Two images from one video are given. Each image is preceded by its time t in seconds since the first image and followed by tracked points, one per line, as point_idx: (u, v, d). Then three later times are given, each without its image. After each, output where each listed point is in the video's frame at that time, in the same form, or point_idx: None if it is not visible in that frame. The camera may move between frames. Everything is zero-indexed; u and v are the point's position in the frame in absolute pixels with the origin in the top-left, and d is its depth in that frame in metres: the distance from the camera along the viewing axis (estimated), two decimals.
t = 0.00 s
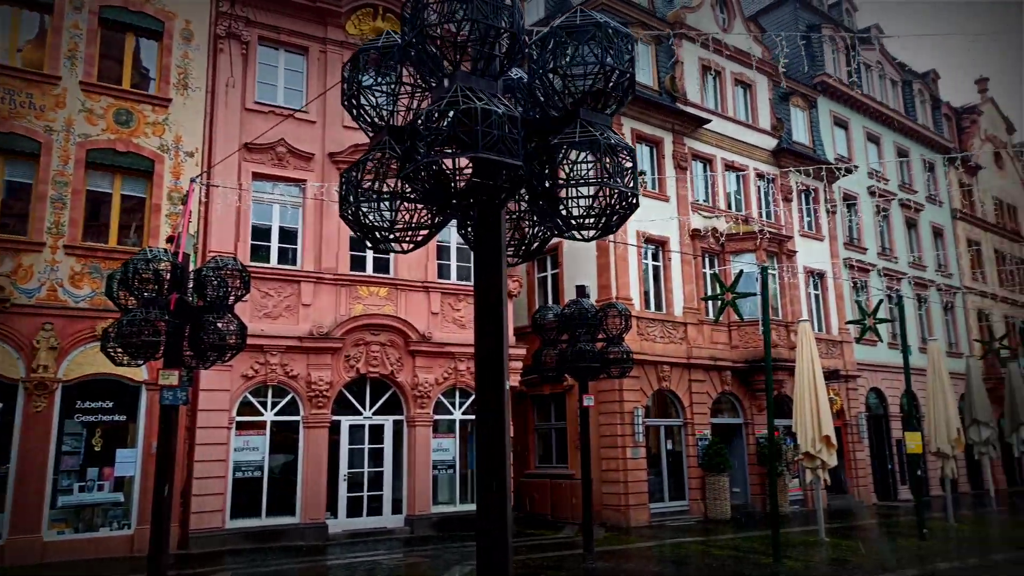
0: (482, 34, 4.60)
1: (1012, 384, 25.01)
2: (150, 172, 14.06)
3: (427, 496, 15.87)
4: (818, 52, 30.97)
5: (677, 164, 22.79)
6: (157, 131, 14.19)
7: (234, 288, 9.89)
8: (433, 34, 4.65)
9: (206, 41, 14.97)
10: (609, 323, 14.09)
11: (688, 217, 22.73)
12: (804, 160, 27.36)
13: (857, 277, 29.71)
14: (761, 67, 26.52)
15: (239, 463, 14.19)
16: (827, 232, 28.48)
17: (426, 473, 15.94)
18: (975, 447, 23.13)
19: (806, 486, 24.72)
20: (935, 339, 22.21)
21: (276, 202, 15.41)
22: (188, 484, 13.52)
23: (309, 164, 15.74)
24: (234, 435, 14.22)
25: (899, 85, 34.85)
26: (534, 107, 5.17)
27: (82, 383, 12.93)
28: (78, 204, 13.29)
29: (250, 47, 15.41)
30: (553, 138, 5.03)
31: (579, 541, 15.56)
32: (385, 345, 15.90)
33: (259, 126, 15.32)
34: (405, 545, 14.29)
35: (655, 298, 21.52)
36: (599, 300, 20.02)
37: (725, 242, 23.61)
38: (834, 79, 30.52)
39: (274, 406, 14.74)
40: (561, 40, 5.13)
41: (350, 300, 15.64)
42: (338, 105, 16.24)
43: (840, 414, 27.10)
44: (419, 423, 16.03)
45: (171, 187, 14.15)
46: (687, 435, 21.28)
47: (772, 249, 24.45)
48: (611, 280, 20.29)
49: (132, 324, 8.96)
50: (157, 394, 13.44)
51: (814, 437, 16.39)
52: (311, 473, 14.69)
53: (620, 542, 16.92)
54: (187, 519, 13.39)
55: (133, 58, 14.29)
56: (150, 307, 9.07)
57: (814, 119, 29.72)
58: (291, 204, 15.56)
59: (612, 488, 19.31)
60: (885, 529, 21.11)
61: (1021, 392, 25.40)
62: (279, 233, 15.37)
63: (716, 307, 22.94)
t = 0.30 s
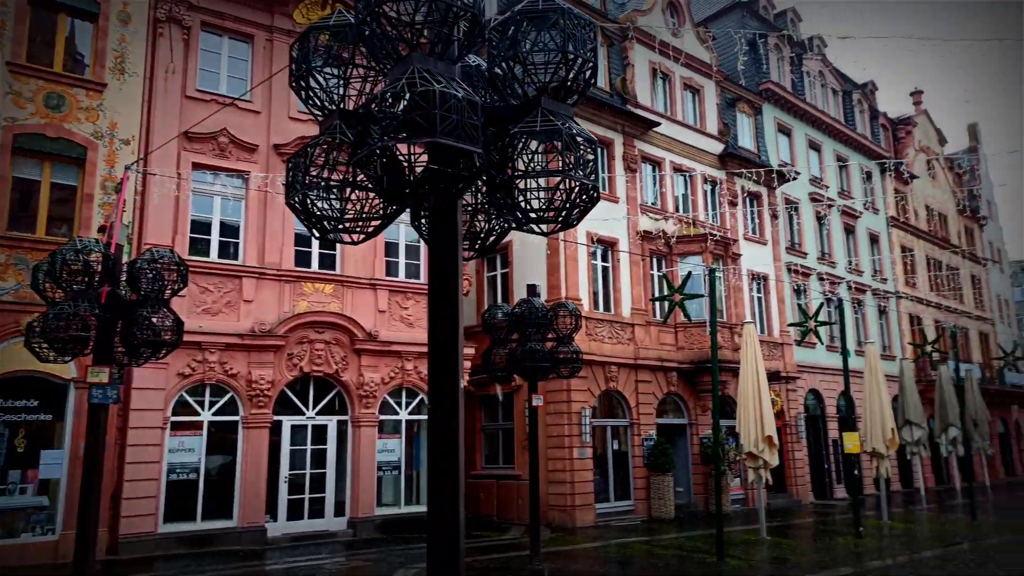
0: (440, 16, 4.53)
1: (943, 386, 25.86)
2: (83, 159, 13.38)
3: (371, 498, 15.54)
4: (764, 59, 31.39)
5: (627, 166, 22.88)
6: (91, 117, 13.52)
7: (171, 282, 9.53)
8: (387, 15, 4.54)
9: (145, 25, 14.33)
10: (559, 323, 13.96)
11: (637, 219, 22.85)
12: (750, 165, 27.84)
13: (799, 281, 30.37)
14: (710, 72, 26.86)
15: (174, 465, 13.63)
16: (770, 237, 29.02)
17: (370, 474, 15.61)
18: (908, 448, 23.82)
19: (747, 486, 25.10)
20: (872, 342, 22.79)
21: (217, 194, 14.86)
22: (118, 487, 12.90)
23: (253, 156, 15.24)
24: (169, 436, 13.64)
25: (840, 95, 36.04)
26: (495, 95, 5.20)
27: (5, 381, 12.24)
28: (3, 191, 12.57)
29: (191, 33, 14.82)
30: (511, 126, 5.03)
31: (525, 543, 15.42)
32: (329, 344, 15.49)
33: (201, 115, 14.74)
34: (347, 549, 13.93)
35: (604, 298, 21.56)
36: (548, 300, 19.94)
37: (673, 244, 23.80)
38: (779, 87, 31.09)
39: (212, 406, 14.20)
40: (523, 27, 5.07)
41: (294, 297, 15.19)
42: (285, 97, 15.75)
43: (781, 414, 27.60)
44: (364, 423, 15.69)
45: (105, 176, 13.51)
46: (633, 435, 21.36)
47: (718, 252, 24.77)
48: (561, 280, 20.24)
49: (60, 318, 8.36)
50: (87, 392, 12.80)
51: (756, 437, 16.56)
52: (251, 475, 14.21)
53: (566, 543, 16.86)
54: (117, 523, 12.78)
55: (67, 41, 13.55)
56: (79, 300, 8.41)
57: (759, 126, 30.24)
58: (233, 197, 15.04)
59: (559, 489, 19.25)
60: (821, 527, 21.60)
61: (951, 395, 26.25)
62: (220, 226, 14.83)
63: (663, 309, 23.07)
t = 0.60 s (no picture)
0: None
1: (880, 388, 26.64)
2: (12, 146, 12.73)
3: (315, 501, 15.15)
4: (713, 67, 31.84)
5: (579, 167, 22.92)
6: (21, 103, 12.87)
7: (104, 274, 8.91)
8: None
9: (81, 8, 13.70)
10: (510, 322, 13.86)
11: (588, 221, 22.91)
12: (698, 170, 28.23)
13: (744, 285, 30.93)
14: (659, 78, 27.15)
15: (106, 467, 13.05)
16: (717, 241, 29.46)
17: (315, 477, 15.23)
18: (847, 448, 24.45)
19: (692, 486, 25.40)
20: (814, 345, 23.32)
21: (156, 187, 14.31)
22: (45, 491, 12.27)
23: (195, 148, 14.73)
24: (101, 437, 13.06)
25: (784, 104, 36.88)
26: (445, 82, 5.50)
27: None
28: None
29: (131, 18, 14.22)
30: (466, 111, 5.38)
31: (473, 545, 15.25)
32: (274, 343, 15.07)
33: (141, 104, 14.16)
34: (290, 553, 13.55)
35: (555, 299, 21.55)
36: (499, 299, 19.83)
37: (623, 246, 23.94)
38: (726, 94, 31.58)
39: (148, 406, 13.65)
40: (479, 11, 5.33)
41: (237, 293, 14.72)
42: (230, 87, 15.26)
43: (726, 415, 28.03)
44: (308, 424, 15.30)
45: (36, 165, 12.88)
46: (582, 436, 21.38)
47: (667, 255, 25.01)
48: (512, 279, 20.16)
49: None
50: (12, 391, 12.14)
51: (703, 437, 16.72)
52: (189, 478, 13.70)
53: (514, 544, 16.74)
54: (44, 529, 12.13)
55: None
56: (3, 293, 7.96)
57: (707, 132, 30.69)
58: (173, 190, 14.51)
59: (507, 490, 19.13)
60: (764, 526, 21.98)
61: (888, 396, 27.05)
62: (159, 220, 14.27)
63: (613, 310, 23.19)
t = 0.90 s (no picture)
0: None
1: (828, 388, 27.14)
2: None
3: (262, 501, 14.76)
4: (669, 69, 32.08)
5: (537, 166, 22.79)
6: None
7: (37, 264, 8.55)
8: None
9: None
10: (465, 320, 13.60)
11: (544, 219, 22.81)
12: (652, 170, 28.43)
13: (698, 285, 31.24)
14: (617, 78, 27.22)
15: (40, 468, 12.45)
16: (672, 241, 29.69)
17: (262, 476, 14.83)
18: (796, 447, 24.82)
19: (646, 485, 25.52)
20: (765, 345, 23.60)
21: (97, 176, 13.72)
22: None
23: (139, 137, 14.17)
24: (35, 437, 12.47)
25: (738, 109, 37.40)
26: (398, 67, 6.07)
27: None
28: None
29: None
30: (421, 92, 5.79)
31: (425, 545, 15.01)
32: (220, 339, 14.60)
33: (81, 90, 13.54)
34: (235, 555, 13.15)
35: (511, 297, 21.38)
36: (455, 297, 19.59)
37: (579, 245, 23.88)
38: (682, 96, 31.72)
39: (86, 404, 13.08)
40: None
41: (182, 288, 14.21)
42: (176, 76, 14.71)
43: (679, 414, 28.26)
44: (256, 423, 14.89)
45: None
46: (536, 435, 21.29)
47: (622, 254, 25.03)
48: (468, 277, 19.95)
49: None
50: None
51: (657, 436, 16.72)
52: (129, 478, 13.18)
53: (467, 544, 16.54)
54: None
55: None
56: None
57: (663, 133, 30.88)
58: (116, 180, 13.95)
59: (461, 490, 18.92)
60: (714, 524, 22.20)
61: (835, 395, 27.57)
62: (100, 211, 13.69)
63: (568, 309, 23.14)
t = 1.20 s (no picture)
0: None
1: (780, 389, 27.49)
2: None
3: (207, 504, 14.26)
4: (628, 70, 32.17)
5: (496, 163, 22.56)
6: None
7: None
8: None
9: None
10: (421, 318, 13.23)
11: (502, 217, 22.60)
12: (610, 170, 28.47)
13: (654, 286, 31.39)
14: (576, 78, 27.16)
15: None
16: (629, 241, 29.75)
17: (207, 478, 14.33)
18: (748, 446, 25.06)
19: (600, 485, 25.51)
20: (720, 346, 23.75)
21: (35, 164, 13.06)
22: None
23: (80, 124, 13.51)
24: None
25: (695, 112, 37.73)
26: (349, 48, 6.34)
27: None
28: None
29: None
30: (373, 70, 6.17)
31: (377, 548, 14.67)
32: (164, 335, 14.09)
33: (18, 72, 12.84)
34: (179, 560, 12.65)
35: (467, 295, 21.13)
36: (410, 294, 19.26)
37: (538, 244, 23.71)
38: (641, 97, 31.80)
39: (20, 403, 12.42)
40: None
41: (125, 282, 13.63)
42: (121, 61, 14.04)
43: (635, 414, 28.33)
44: (201, 423, 14.39)
45: None
46: (491, 435, 21.06)
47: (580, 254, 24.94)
48: (425, 275, 19.62)
49: None
50: None
51: (613, 435, 16.63)
52: (66, 481, 12.56)
53: (420, 546, 16.25)
54: None
55: None
56: None
57: (621, 134, 30.93)
58: (54, 168, 13.29)
59: (414, 491, 18.60)
60: (668, 523, 22.30)
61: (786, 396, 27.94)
62: (37, 200, 13.02)
63: (525, 308, 22.97)
